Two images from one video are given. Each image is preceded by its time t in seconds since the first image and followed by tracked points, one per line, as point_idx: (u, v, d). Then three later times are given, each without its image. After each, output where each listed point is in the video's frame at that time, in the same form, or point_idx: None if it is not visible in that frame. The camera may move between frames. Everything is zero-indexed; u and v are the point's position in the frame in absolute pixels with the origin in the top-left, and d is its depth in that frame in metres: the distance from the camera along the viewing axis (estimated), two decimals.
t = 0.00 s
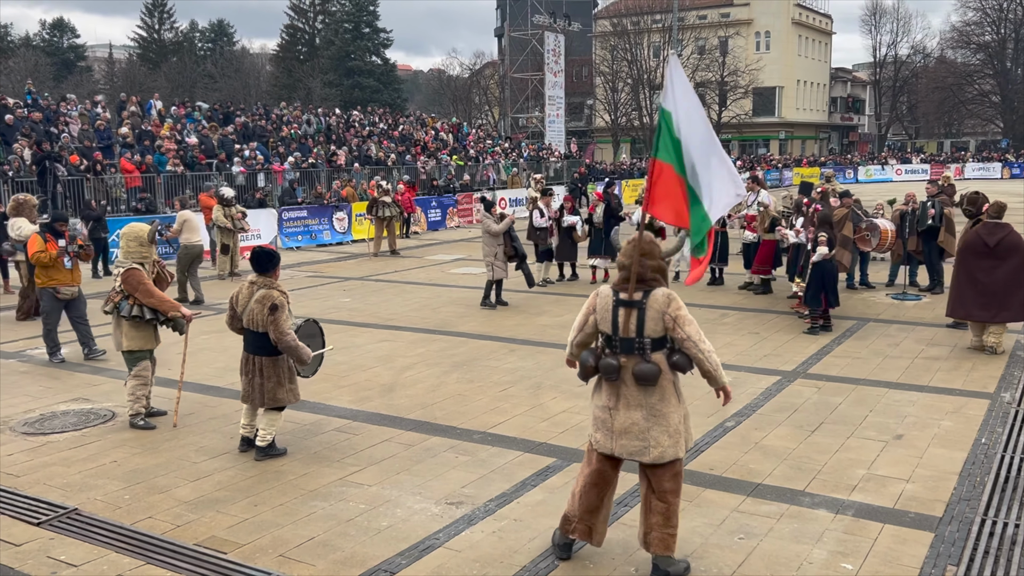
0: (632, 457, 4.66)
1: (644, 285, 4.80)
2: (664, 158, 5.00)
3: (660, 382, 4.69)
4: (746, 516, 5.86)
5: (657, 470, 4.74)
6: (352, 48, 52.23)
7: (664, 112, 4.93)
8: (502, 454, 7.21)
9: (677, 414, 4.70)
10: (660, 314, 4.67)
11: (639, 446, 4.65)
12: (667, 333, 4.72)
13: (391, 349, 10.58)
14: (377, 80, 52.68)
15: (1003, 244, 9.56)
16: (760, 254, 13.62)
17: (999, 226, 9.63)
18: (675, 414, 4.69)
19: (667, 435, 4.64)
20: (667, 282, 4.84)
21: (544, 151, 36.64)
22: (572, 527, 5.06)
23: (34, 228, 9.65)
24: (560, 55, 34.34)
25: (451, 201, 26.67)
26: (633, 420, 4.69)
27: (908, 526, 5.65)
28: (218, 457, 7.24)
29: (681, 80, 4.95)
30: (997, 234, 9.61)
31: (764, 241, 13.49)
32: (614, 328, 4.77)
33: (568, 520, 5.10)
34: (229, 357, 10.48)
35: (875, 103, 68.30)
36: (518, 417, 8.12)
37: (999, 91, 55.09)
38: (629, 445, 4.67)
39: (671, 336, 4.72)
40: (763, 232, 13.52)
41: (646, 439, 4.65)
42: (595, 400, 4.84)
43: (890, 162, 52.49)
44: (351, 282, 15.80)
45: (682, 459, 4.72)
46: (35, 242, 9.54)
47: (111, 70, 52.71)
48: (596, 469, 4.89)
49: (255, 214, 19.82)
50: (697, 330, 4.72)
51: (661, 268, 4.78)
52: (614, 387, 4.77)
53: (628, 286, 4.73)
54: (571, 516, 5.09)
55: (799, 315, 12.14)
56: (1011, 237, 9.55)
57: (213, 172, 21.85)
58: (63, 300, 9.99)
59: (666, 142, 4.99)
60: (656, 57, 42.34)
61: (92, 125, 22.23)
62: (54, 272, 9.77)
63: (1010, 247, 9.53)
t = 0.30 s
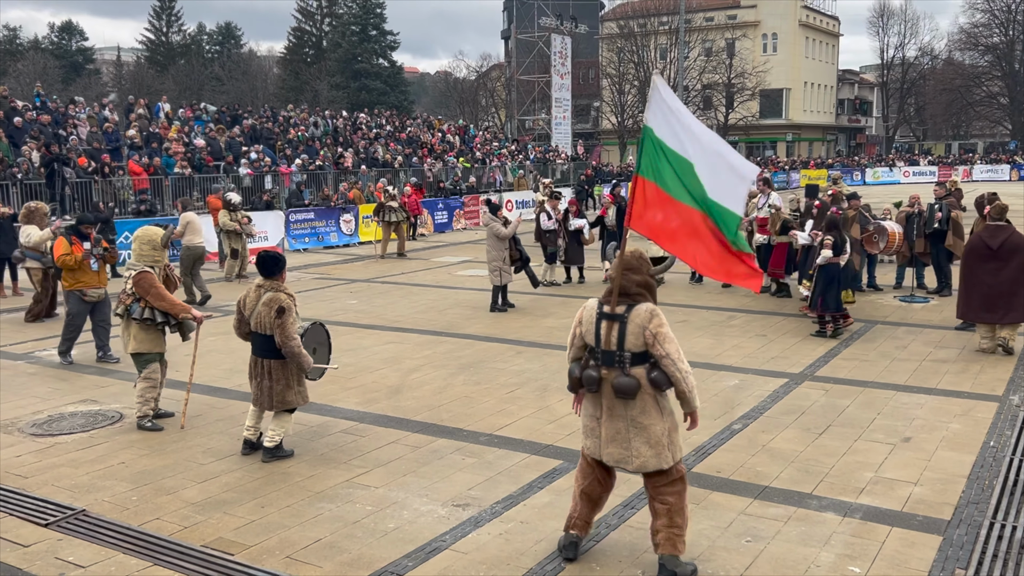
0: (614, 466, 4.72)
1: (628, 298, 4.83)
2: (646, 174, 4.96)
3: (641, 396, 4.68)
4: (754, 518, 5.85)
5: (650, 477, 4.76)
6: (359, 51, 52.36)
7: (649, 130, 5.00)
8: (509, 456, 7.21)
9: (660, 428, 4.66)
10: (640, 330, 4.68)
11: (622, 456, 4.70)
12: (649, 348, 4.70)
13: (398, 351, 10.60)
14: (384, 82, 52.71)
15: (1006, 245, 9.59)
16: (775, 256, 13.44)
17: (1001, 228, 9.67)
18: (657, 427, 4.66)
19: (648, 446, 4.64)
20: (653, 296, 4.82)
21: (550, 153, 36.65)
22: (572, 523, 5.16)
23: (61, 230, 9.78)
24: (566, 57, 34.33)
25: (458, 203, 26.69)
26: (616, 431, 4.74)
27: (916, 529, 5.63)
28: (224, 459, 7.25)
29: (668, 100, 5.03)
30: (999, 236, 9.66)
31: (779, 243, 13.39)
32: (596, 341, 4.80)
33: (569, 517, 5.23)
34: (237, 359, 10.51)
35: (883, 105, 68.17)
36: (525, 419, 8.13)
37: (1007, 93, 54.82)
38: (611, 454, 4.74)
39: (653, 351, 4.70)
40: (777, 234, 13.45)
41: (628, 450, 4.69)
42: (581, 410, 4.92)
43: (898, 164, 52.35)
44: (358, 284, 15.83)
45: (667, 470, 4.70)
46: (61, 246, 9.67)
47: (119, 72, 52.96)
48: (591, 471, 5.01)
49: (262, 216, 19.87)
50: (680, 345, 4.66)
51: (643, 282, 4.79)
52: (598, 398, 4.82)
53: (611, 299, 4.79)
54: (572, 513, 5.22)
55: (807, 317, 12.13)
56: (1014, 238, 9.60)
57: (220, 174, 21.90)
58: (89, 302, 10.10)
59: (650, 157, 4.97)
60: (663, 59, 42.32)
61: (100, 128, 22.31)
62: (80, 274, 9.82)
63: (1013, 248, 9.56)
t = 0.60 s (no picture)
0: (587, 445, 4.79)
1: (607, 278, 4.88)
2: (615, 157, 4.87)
3: (615, 375, 4.74)
4: (757, 521, 5.84)
5: (628, 462, 4.78)
6: (363, 53, 52.45)
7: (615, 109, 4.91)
8: (512, 458, 7.21)
9: (633, 408, 4.71)
10: (613, 309, 4.72)
11: (596, 435, 4.76)
12: (624, 327, 4.73)
13: (402, 353, 10.61)
14: (388, 84, 52.71)
15: (1014, 247, 9.61)
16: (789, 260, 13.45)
17: (1009, 230, 9.69)
18: (630, 407, 4.70)
19: (620, 426, 4.69)
20: (631, 277, 4.85)
21: (554, 155, 36.67)
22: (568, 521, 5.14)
23: (80, 232, 9.82)
24: (570, 59, 34.33)
25: (462, 205, 26.69)
26: (591, 410, 4.80)
27: (920, 532, 5.62)
28: (227, 461, 7.25)
29: (631, 74, 4.92)
30: (1006, 238, 9.67)
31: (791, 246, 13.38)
32: (573, 319, 4.87)
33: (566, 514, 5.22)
34: (241, 361, 10.52)
35: (887, 107, 68.14)
36: (529, 421, 8.13)
37: (1011, 94, 54.72)
38: (586, 432, 4.79)
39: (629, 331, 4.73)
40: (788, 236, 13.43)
41: (601, 429, 4.75)
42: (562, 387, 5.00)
43: (902, 166, 52.26)
44: (361, 286, 15.85)
45: (643, 453, 4.72)
46: (81, 248, 9.72)
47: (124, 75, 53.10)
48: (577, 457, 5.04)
49: (265, 218, 19.90)
50: (655, 326, 4.69)
51: (618, 262, 4.82)
52: (575, 377, 4.89)
53: (587, 279, 4.83)
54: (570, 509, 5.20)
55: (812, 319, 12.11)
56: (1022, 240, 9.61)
57: (224, 176, 21.93)
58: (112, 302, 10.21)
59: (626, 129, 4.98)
60: (667, 60, 42.32)
61: (105, 130, 22.36)
62: (102, 275, 9.96)
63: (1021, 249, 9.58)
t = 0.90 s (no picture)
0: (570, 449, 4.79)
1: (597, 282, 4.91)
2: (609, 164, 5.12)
3: (599, 380, 4.75)
4: (757, 523, 5.84)
5: (612, 467, 4.81)
6: (363, 55, 52.49)
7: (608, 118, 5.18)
8: (513, 460, 7.21)
9: (615, 413, 4.72)
10: (601, 314, 4.74)
11: (577, 439, 4.76)
12: (610, 333, 4.75)
13: (402, 355, 10.60)
14: (388, 86, 52.72)
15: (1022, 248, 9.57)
16: (795, 263, 13.48)
17: (1020, 231, 9.62)
18: (613, 412, 4.71)
19: (602, 431, 4.70)
20: (621, 282, 4.89)
21: (554, 157, 36.69)
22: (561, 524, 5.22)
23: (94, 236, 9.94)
24: (570, 61, 34.31)
25: (462, 206, 26.68)
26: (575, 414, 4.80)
27: (920, 533, 5.63)
28: (227, 463, 7.25)
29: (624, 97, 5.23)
30: (1016, 239, 9.61)
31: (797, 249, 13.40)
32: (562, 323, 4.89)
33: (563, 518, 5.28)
34: (241, 363, 10.53)
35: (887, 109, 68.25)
36: (529, 423, 8.12)
37: (1011, 96, 54.69)
38: (569, 436, 4.79)
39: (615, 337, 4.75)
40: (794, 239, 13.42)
41: (583, 433, 4.75)
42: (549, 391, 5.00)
43: (903, 167, 52.26)
44: (362, 288, 15.84)
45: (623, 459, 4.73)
46: (95, 251, 9.85)
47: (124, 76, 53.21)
48: (563, 462, 5.05)
49: (265, 219, 19.98)
50: (640, 333, 4.72)
51: (608, 266, 4.86)
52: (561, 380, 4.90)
53: (577, 283, 4.86)
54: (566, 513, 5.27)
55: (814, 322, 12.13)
56: None
57: (224, 179, 21.95)
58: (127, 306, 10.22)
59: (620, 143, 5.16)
60: (667, 62, 42.33)
61: (106, 132, 22.38)
62: (115, 279, 9.96)
63: None
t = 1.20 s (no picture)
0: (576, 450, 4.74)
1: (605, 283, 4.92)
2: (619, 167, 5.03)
3: (608, 381, 4.75)
4: (755, 524, 5.84)
5: (614, 468, 4.78)
6: (360, 56, 52.40)
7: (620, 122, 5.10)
8: (510, 462, 7.19)
9: (622, 414, 4.71)
10: (611, 315, 4.75)
11: (584, 441, 4.73)
12: (618, 334, 4.76)
13: (399, 356, 10.59)
14: (385, 87, 52.66)
15: None
16: (795, 264, 13.43)
17: None
18: (620, 413, 4.70)
19: (610, 431, 4.68)
20: (627, 285, 4.91)
21: (552, 158, 36.69)
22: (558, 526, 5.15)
23: (102, 236, 9.84)
24: (567, 62, 34.24)
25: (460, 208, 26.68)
26: (581, 415, 4.77)
27: (918, 534, 5.62)
28: (223, 465, 7.23)
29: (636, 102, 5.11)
30: None
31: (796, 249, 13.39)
32: (569, 324, 4.87)
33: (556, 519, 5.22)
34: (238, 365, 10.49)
35: (884, 110, 68.36)
36: (526, 425, 8.12)
37: (1008, 97, 54.77)
38: (575, 437, 4.75)
39: (623, 338, 4.76)
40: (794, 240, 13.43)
41: (589, 434, 4.72)
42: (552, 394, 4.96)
43: (899, 169, 52.31)
44: (359, 289, 15.82)
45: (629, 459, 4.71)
46: (102, 253, 9.77)
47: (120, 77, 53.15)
48: (562, 463, 5.04)
49: (262, 221, 19.99)
50: (648, 335, 4.74)
51: (617, 269, 4.87)
52: (567, 382, 4.87)
53: (585, 284, 4.86)
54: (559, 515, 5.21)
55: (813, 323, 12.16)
56: None
57: (221, 180, 21.93)
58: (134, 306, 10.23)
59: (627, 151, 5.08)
60: (664, 63, 42.31)
61: (102, 134, 22.33)
62: (121, 282, 9.94)
63: None
